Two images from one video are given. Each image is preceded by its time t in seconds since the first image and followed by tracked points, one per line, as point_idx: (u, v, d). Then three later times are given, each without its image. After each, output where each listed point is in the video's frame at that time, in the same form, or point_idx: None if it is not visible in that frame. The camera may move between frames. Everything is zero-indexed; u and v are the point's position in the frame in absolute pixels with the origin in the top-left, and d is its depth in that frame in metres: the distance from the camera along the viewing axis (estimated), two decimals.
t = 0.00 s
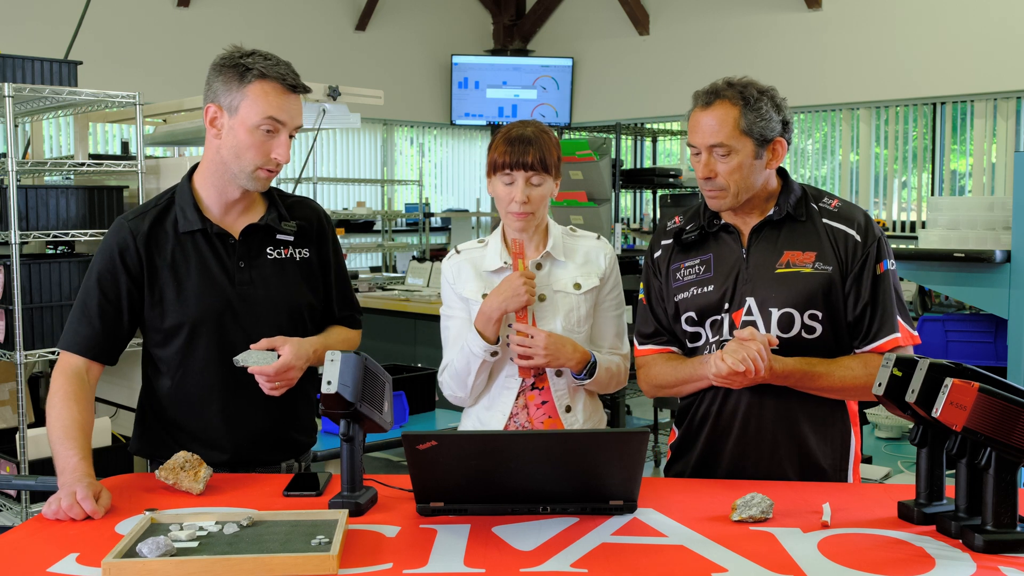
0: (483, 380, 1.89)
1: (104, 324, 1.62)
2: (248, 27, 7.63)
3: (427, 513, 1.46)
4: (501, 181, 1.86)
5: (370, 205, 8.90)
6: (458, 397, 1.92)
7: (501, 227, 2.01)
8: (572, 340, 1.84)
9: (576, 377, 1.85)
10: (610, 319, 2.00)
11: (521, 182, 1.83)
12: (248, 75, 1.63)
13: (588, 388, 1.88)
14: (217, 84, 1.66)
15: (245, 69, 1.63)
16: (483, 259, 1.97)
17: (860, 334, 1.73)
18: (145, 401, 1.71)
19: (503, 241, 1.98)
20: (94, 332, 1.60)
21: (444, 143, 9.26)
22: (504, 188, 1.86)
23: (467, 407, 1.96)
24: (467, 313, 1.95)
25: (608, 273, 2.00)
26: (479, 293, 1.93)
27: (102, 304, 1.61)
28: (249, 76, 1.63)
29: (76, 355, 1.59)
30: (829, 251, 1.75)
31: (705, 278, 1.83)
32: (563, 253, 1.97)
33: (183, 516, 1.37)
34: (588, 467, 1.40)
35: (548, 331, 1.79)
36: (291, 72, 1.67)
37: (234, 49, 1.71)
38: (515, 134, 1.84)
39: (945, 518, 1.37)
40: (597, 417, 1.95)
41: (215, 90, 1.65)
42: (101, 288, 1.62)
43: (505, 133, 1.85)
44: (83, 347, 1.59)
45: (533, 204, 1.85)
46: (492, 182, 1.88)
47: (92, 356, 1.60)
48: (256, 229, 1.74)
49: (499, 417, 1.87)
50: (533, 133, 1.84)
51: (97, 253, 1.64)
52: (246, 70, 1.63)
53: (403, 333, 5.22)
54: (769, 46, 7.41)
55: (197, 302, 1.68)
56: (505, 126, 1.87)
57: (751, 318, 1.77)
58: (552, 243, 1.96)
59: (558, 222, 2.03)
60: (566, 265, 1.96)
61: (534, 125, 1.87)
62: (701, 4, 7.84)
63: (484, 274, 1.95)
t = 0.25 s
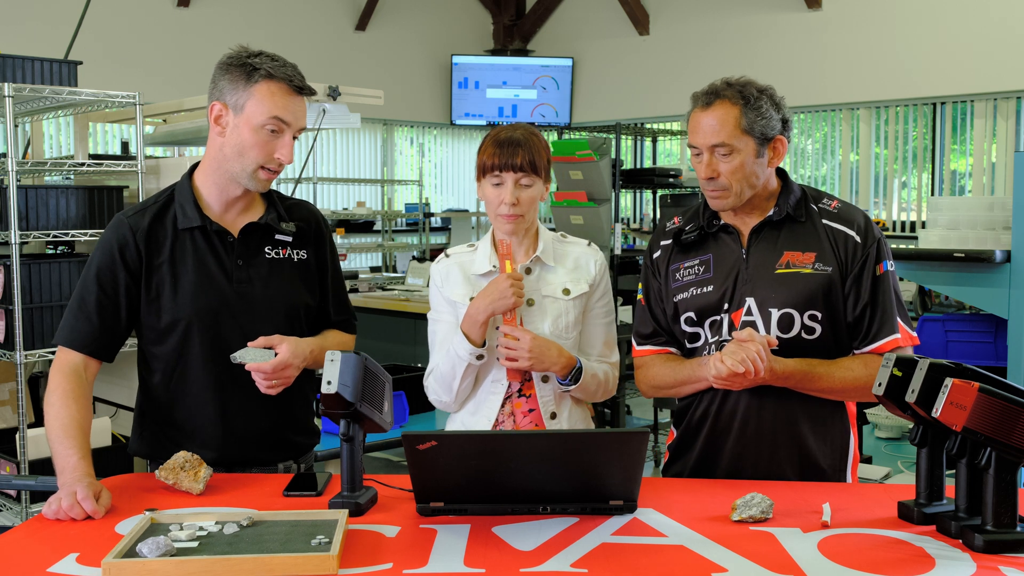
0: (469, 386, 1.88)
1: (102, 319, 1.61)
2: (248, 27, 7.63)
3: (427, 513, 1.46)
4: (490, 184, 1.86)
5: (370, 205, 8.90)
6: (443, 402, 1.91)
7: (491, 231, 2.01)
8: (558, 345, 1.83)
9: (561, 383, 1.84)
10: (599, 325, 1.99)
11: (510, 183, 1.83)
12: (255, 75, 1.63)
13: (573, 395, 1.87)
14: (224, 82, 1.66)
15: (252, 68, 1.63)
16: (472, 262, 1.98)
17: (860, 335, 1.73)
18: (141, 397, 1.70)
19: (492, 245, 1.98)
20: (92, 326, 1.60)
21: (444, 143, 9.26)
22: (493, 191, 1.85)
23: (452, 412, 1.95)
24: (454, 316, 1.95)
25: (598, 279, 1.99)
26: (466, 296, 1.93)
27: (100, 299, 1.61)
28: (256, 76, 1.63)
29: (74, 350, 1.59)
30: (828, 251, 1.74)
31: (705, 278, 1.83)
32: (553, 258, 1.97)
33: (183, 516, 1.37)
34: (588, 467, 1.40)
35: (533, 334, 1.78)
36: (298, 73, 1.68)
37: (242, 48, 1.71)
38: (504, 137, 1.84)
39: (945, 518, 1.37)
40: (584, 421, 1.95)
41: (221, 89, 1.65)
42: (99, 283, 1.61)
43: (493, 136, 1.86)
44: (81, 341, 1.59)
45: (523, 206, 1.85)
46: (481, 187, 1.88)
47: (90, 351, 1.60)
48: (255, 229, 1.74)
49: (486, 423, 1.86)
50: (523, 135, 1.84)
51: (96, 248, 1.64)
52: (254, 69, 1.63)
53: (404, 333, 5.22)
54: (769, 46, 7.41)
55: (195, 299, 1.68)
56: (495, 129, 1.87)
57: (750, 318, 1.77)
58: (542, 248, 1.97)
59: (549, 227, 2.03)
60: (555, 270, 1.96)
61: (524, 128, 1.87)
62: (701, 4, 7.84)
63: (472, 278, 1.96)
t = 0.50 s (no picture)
0: (464, 391, 1.88)
1: (102, 313, 1.61)
2: (248, 27, 7.63)
3: (427, 513, 1.46)
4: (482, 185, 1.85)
5: (370, 205, 8.90)
6: (438, 406, 1.90)
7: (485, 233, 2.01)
8: (557, 352, 1.83)
9: (560, 390, 1.84)
10: (594, 328, 1.99)
11: (503, 184, 1.83)
12: (267, 76, 1.63)
13: (571, 400, 1.87)
14: (234, 82, 1.66)
15: (264, 69, 1.64)
16: (466, 266, 1.98)
17: (859, 335, 1.73)
18: (138, 393, 1.69)
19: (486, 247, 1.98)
20: (93, 319, 1.60)
21: (444, 143, 9.26)
22: (486, 192, 1.85)
23: (446, 417, 1.94)
24: (448, 320, 1.95)
25: (593, 282, 1.99)
26: (461, 300, 1.93)
27: (101, 292, 1.61)
28: (268, 76, 1.63)
29: (75, 343, 1.59)
30: (828, 252, 1.74)
31: (704, 277, 1.83)
32: (548, 262, 1.97)
33: (183, 516, 1.37)
34: (588, 467, 1.40)
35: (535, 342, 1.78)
36: (310, 77, 1.68)
37: (253, 48, 1.71)
38: (495, 139, 1.84)
39: (945, 518, 1.37)
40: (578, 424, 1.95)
41: (231, 88, 1.66)
42: (101, 276, 1.61)
43: (484, 138, 1.85)
44: (82, 334, 1.59)
45: (516, 207, 1.85)
46: (474, 187, 1.87)
47: (90, 345, 1.60)
48: (257, 229, 1.74)
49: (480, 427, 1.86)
50: (514, 135, 1.84)
51: (99, 241, 1.64)
52: (265, 70, 1.64)
53: (403, 334, 5.22)
54: (769, 46, 7.41)
55: (195, 297, 1.68)
56: (487, 130, 1.87)
57: (750, 318, 1.77)
58: (536, 251, 1.97)
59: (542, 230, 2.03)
60: (550, 273, 1.96)
61: (517, 128, 1.87)
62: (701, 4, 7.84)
63: (467, 282, 1.96)
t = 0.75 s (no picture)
0: (459, 393, 1.88)
1: (102, 314, 1.61)
2: (247, 27, 7.63)
3: (427, 513, 1.46)
4: (478, 185, 1.86)
5: (370, 205, 8.91)
6: (433, 407, 1.90)
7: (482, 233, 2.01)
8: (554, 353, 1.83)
9: (556, 392, 1.85)
10: (592, 328, 1.99)
11: (498, 183, 1.83)
12: (269, 77, 1.63)
13: (568, 401, 1.87)
14: (237, 83, 1.66)
15: (266, 70, 1.64)
16: (463, 265, 1.98)
17: (857, 335, 1.73)
18: (139, 393, 1.70)
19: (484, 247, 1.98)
20: (93, 320, 1.60)
21: (444, 143, 9.25)
22: (481, 192, 1.85)
23: (442, 417, 1.94)
24: (445, 320, 1.95)
25: (591, 283, 1.99)
26: (458, 301, 1.93)
27: (101, 293, 1.61)
28: (270, 77, 1.63)
29: (75, 344, 1.59)
30: (827, 252, 1.74)
31: (703, 277, 1.83)
32: (545, 262, 1.97)
33: (183, 516, 1.37)
34: (588, 467, 1.40)
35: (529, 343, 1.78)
36: (311, 77, 1.69)
37: (256, 50, 1.72)
38: (490, 137, 1.84)
39: (945, 518, 1.37)
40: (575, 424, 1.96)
41: (233, 89, 1.66)
42: (101, 277, 1.61)
43: (480, 137, 1.86)
44: (82, 335, 1.59)
45: (511, 206, 1.84)
46: (469, 187, 1.88)
47: (90, 346, 1.60)
48: (258, 231, 1.74)
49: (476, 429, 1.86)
50: (509, 134, 1.84)
51: (100, 241, 1.64)
52: (267, 71, 1.64)
53: (403, 334, 5.22)
54: (769, 46, 7.41)
55: (195, 298, 1.68)
56: (483, 128, 1.87)
57: (749, 318, 1.77)
58: (534, 251, 1.96)
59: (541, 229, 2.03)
60: (547, 273, 1.96)
61: (512, 127, 1.87)
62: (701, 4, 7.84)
63: (464, 282, 1.95)
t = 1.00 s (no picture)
0: (458, 395, 1.88)
1: (101, 317, 1.61)
2: (248, 27, 7.63)
3: (427, 513, 1.46)
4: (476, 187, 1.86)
5: (370, 205, 8.91)
6: (432, 409, 1.90)
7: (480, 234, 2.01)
8: (549, 356, 1.83)
9: (552, 394, 1.85)
10: (592, 327, 1.99)
11: (496, 188, 1.83)
12: (265, 79, 1.63)
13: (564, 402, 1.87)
14: (233, 85, 1.66)
15: (262, 72, 1.64)
16: (461, 267, 1.97)
17: (859, 337, 1.73)
18: (141, 396, 1.70)
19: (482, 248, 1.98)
20: (92, 324, 1.60)
21: (444, 143, 9.25)
22: (479, 195, 1.85)
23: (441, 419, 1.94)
24: (444, 322, 1.94)
25: (590, 283, 1.99)
26: (456, 303, 1.93)
27: (100, 296, 1.61)
28: (266, 79, 1.63)
29: (74, 347, 1.59)
30: (825, 253, 1.75)
31: (702, 280, 1.83)
32: (543, 264, 1.97)
33: (183, 516, 1.37)
34: (588, 467, 1.40)
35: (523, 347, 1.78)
36: (308, 78, 1.68)
37: (252, 51, 1.71)
38: (488, 139, 1.84)
39: (945, 518, 1.37)
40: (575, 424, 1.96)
41: (230, 92, 1.66)
42: (100, 280, 1.61)
43: (479, 138, 1.86)
44: (81, 338, 1.59)
45: (509, 210, 1.85)
46: (468, 190, 1.87)
47: (89, 349, 1.60)
48: (257, 233, 1.74)
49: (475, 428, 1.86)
50: (508, 135, 1.84)
51: (99, 244, 1.64)
52: (263, 73, 1.64)
53: (403, 334, 5.22)
54: (769, 46, 7.41)
55: (194, 301, 1.68)
56: (481, 131, 1.87)
57: (749, 321, 1.77)
58: (532, 252, 1.96)
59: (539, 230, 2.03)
60: (545, 274, 1.96)
61: (511, 128, 1.87)
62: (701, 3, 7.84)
63: (462, 284, 1.95)
